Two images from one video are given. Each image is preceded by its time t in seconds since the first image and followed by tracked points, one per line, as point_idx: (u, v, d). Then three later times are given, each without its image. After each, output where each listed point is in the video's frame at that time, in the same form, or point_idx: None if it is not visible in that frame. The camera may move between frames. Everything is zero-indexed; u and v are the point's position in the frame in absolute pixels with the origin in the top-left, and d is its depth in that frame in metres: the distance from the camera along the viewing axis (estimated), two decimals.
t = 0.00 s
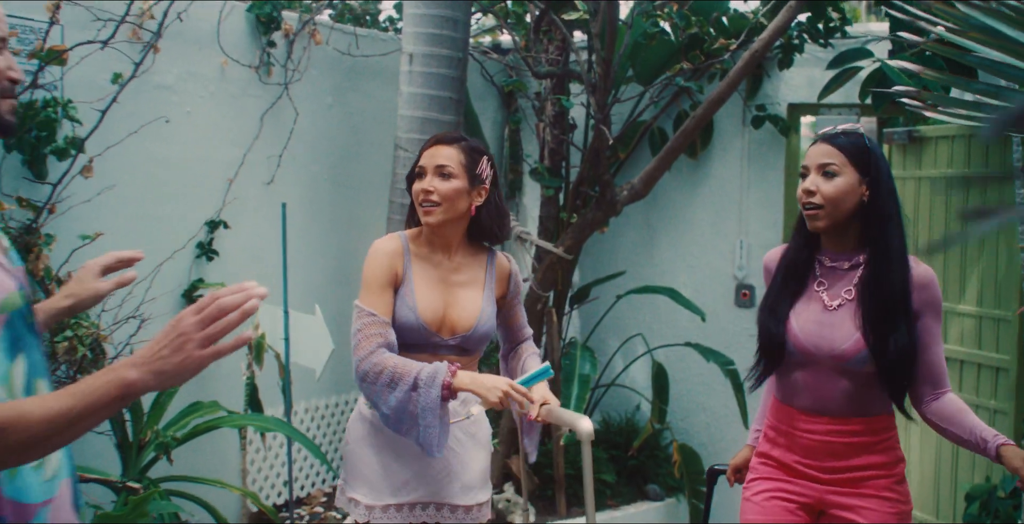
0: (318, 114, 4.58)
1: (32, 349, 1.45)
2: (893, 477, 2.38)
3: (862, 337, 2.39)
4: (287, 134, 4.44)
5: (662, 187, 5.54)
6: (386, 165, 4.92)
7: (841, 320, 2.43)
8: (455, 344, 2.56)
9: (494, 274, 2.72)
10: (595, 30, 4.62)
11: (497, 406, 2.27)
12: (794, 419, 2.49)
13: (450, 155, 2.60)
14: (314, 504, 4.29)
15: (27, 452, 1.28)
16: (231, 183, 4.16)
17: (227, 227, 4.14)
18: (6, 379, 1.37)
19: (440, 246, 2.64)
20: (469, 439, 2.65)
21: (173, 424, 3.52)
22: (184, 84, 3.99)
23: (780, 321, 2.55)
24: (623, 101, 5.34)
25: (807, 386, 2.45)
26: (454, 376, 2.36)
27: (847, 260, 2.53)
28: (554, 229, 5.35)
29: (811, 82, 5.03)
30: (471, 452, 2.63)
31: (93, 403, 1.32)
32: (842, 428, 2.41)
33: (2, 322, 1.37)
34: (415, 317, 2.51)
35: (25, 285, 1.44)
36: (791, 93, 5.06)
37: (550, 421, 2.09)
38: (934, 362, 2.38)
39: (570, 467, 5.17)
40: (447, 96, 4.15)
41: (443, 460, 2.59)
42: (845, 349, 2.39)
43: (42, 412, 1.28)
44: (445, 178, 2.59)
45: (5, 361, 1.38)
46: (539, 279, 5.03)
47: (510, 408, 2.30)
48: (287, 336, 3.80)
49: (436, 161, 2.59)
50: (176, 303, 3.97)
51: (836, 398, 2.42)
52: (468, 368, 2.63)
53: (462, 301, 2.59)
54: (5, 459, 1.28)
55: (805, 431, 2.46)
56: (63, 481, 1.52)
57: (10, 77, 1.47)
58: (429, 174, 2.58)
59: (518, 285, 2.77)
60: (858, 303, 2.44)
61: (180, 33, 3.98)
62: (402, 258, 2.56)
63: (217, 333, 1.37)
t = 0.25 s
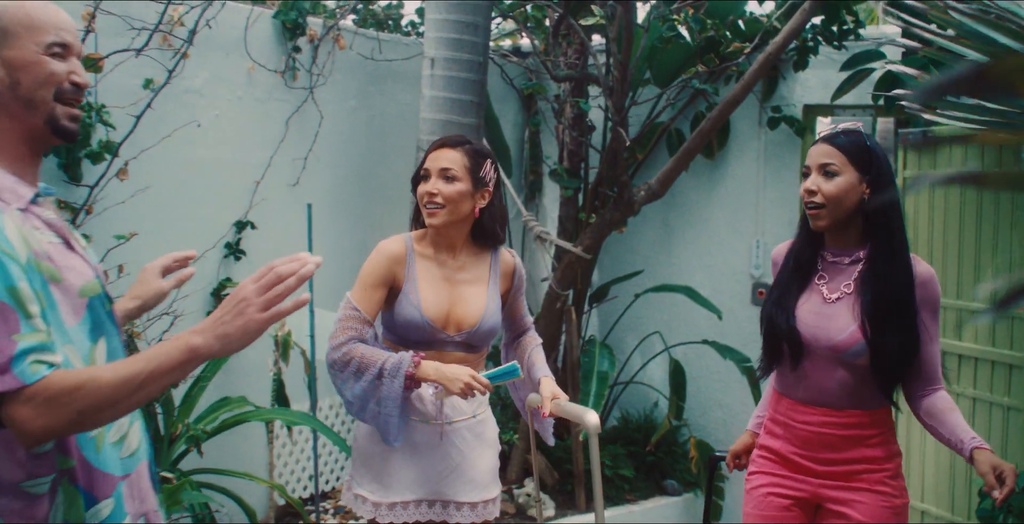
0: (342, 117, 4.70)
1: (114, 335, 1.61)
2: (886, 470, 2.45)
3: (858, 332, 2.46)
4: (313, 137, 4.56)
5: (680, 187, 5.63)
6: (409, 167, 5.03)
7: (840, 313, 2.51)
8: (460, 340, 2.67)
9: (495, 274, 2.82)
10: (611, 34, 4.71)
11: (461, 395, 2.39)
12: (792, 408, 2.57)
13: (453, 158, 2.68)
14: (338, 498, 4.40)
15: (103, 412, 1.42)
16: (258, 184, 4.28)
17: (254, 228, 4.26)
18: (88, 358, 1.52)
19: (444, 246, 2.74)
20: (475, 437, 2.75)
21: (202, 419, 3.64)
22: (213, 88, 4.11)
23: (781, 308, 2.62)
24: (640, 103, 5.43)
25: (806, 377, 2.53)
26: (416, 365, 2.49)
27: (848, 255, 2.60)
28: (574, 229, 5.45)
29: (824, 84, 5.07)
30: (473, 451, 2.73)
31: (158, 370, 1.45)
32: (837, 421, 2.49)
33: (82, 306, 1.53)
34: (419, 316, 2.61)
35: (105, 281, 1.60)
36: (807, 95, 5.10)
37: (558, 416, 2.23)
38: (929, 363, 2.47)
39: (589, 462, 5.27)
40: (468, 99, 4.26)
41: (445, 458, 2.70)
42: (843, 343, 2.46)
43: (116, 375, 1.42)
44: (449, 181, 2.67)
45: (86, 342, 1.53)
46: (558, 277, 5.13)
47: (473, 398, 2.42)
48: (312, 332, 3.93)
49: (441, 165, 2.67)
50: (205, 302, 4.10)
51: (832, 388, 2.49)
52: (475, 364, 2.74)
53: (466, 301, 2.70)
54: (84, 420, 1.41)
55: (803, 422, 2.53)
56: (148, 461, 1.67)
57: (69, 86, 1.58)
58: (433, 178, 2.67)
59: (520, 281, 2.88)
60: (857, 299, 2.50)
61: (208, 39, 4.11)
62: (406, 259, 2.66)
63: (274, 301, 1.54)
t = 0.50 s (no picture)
0: (369, 121, 4.82)
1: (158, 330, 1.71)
2: (880, 464, 2.44)
3: (850, 329, 2.45)
4: (340, 141, 4.68)
5: (700, 189, 5.72)
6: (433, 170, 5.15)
7: (835, 310, 2.51)
8: (472, 337, 2.74)
9: (506, 272, 2.90)
10: (630, 40, 4.82)
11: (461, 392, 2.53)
12: (791, 404, 2.57)
13: (462, 162, 2.77)
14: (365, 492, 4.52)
15: (134, 377, 1.44)
16: (286, 187, 4.40)
17: (283, 230, 4.37)
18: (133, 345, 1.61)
19: (455, 248, 2.83)
20: (490, 433, 2.78)
21: (234, 415, 3.75)
22: (243, 94, 4.23)
23: (782, 306, 2.63)
24: (661, 107, 5.52)
25: (802, 373, 2.53)
26: (417, 364, 2.63)
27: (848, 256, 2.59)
28: (595, 230, 5.56)
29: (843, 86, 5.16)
30: (485, 449, 2.77)
31: (187, 335, 1.49)
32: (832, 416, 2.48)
33: (129, 297, 1.63)
34: (430, 314, 2.70)
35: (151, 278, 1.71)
36: (824, 98, 5.19)
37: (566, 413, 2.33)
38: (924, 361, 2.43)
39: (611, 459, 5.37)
40: (490, 103, 4.36)
41: (456, 455, 2.75)
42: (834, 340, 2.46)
43: (147, 341, 1.46)
44: (458, 184, 2.76)
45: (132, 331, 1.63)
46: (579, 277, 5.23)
47: (473, 394, 2.55)
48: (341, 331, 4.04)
49: (449, 168, 2.76)
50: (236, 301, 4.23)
51: (827, 384, 2.49)
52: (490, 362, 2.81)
53: (476, 300, 2.77)
54: (117, 385, 1.43)
55: (800, 417, 2.54)
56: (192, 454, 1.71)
57: (119, 95, 1.67)
58: (442, 181, 2.75)
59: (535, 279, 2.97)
60: (851, 296, 2.49)
61: (237, 47, 4.23)
62: (416, 261, 2.75)
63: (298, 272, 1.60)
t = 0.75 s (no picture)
0: (394, 127, 4.94)
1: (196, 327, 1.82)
2: (882, 459, 2.53)
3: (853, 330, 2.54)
4: (366, 146, 4.79)
5: (719, 192, 5.81)
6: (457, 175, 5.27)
7: (839, 310, 2.60)
8: (490, 339, 2.84)
9: (523, 274, 2.99)
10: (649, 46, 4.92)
11: (493, 388, 2.66)
12: (798, 400, 2.67)
13: (479, 168, 2.84)
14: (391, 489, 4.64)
15: (150, 357, 1.56)
16: (314, 192, 4.52)
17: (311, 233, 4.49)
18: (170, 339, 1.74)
19: (472, 252, 2.92)
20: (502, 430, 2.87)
21: (264, 412, 3.86)
22: (272, 101, 4.35)
23: (789, 305, 2.72)
24: (680, 112, 5.62)
25: (808, 371, 2.63)
26: (449, 364, 2.75)
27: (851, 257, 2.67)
28: (616, 233, 5.66)
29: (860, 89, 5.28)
30: (504, 445, 2.86)
31: (200, 314, 1.60)
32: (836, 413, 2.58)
33: (167, 294, 1.75)
34: (448, 318, 2.80)
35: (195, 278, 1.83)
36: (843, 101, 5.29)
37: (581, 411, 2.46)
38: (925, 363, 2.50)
39: (632, 458, 5.47)
40: (513, 109, 4.46)
41: (477, 451, 2.85)
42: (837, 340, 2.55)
43: (162, 322, 1.58)
44: (475, 190, 2.83)
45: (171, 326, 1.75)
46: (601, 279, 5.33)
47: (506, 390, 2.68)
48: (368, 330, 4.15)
49: (465, 174, 2.84)
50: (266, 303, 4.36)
51: (831, 382, 2.58)
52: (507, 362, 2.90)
53: (494, 302, 2.87)
54: (136, 367, 1.56)
55: (806, 413, 2.64)
56: (229, 443, 1.81)
57: (162, 104, 1.80)
58: (459, 187, 2.83)
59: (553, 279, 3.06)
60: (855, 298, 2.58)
61: (266, 55, 4.35)
62: (435, 265, 2.85)
63: (298, 247, 1.69)
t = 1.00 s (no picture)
0: (420, 130, 5.04)
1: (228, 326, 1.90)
2: (891, 454, 2.62)
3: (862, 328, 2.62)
4: (393, 149, 4.90)
5: (740, 193, 5.89)
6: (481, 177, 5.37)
7: (850, 309, 2.68)
8: (512, 343, 2.91)
9: (545, 281, 3.05)
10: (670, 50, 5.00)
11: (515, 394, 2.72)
12: (810, 397, 2.76)
13: (503, 174, 2.91)
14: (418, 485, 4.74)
15: (155, 342, 1.65)
16: (342, 194, 4.63)
17: (339, 235, 4.60)
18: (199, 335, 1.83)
19: (496, 257, 2.99)
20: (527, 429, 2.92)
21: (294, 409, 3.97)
22: (301, 106, 4.46)
23: (801, 304, 2.80)
24: (702, 115, 5.70)
25: (819, 368, 2.72)
26: (471, 369, 2.82)
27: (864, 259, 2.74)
28: (638, 234, 5.74)
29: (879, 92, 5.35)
30: (522, 444, 2.91)
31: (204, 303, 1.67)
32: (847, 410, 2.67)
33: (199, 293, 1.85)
34: (471, 322, 2.88)
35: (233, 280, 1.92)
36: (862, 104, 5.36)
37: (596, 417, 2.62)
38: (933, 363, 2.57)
39: (654, 456, 5.56)
40: (537, 113, 4.56)
41: (500, 451, 2.91)
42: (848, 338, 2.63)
43: (166, 309, 1.66)
44: (499, 196, 2.91)
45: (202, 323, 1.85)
46: (623, 279, 5.42)
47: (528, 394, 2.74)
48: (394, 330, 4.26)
49: (490, 180, 2.92)
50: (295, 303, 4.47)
51: (842, 379, 2.67)
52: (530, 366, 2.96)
53: (515, 307, 2.94)
54: (142, 351, 1.65)
55: (818, 410, 2.72)
56: (257, 438, 1.90)
57: (202, 109, 1.90)
58: (483, 193, 2.91)
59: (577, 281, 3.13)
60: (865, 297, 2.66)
61: (296, 61, 4.46)
62: (458, 269, 2.92)
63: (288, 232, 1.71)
